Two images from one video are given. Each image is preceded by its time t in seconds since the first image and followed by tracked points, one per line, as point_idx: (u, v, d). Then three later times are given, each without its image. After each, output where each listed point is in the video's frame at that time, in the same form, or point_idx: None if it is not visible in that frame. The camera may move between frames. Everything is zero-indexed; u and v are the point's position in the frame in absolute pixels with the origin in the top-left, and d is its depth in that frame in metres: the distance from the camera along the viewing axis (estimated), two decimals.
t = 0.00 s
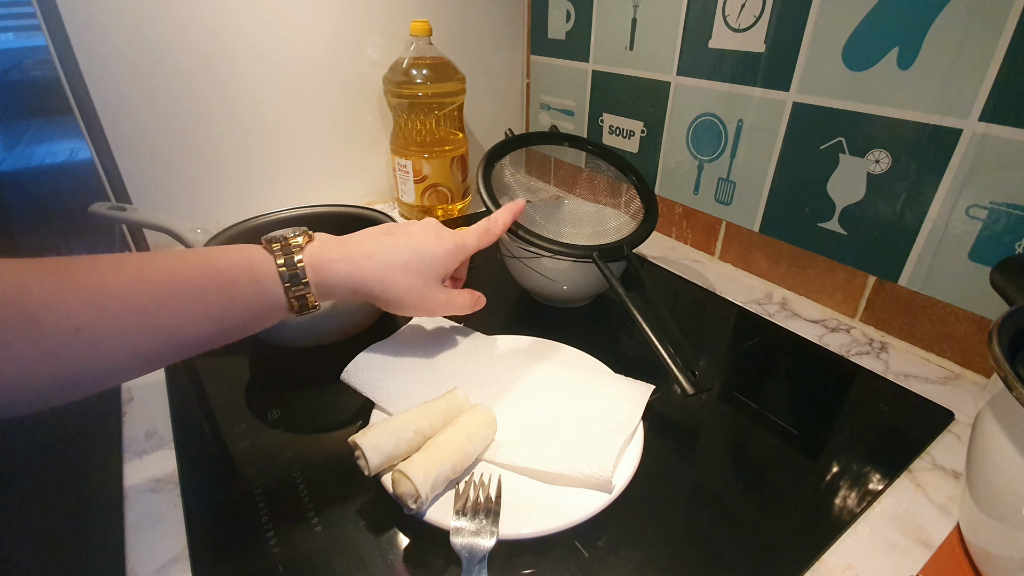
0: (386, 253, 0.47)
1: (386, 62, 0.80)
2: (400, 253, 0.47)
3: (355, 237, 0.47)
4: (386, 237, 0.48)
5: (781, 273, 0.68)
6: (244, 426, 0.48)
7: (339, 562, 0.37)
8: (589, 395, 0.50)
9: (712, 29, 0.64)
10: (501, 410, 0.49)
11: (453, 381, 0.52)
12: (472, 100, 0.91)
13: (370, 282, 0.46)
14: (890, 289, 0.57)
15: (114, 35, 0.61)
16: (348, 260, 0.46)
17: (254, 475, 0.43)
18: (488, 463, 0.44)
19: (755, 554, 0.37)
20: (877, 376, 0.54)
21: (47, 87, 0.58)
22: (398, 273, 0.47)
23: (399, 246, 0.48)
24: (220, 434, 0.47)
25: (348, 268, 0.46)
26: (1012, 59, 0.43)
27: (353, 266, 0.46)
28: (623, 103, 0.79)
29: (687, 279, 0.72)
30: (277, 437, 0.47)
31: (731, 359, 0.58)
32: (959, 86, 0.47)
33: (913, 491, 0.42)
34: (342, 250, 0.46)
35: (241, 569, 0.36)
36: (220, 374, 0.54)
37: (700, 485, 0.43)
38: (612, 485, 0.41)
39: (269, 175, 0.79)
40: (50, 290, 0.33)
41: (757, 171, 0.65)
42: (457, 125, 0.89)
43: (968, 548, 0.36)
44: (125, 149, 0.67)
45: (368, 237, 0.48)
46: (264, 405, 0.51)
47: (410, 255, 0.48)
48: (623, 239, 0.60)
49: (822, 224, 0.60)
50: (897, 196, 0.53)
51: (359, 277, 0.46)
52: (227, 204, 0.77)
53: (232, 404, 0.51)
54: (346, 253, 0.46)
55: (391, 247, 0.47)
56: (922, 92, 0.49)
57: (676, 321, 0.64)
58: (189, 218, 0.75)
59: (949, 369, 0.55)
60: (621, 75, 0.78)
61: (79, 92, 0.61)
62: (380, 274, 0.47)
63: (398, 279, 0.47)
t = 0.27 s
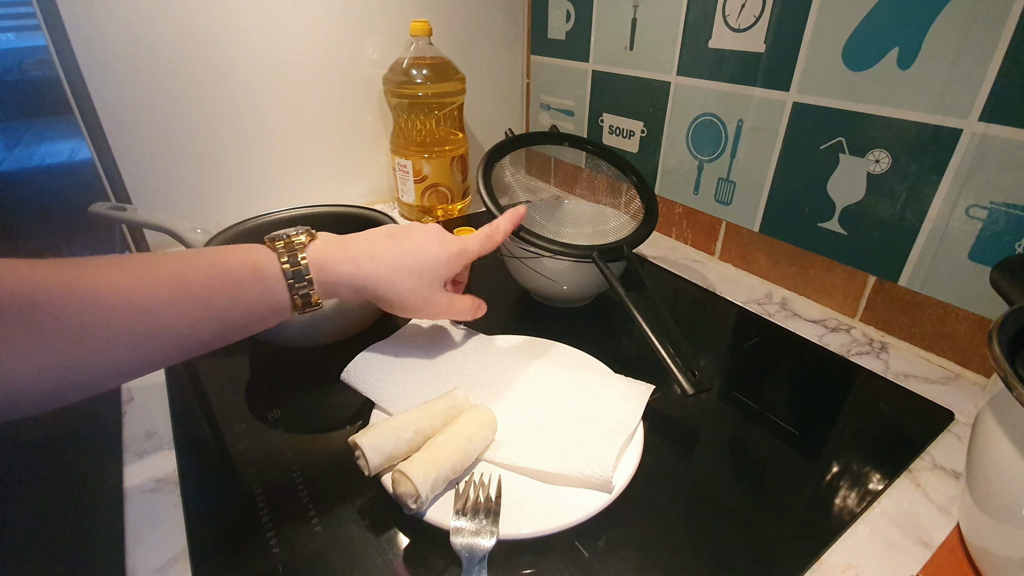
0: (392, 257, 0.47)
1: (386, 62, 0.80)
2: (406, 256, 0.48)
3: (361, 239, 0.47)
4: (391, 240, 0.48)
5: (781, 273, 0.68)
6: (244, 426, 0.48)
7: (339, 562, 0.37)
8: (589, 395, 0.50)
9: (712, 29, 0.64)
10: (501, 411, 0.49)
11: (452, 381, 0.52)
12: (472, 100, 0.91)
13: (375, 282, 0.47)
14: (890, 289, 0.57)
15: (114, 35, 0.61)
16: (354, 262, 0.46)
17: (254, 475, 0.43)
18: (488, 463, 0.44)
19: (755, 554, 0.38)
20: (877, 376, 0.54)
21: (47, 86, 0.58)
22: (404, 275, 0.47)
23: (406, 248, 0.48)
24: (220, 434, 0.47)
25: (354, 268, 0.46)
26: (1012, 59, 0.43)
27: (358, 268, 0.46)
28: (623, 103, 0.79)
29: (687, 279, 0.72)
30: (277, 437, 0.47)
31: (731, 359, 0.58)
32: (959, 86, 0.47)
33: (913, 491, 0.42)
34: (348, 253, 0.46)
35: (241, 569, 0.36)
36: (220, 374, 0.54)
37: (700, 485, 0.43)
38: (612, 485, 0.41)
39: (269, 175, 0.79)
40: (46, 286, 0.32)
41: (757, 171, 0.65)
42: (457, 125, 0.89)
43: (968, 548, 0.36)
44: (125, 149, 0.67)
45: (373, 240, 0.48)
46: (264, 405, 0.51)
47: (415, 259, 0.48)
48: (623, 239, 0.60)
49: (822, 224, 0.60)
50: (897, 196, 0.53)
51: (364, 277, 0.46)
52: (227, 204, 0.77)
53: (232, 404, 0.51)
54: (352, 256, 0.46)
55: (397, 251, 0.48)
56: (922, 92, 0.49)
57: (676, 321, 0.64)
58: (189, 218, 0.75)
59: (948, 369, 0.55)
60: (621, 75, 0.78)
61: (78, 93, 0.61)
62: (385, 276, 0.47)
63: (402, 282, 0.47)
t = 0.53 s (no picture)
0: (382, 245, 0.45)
1: (386, 62, 0.80)
2: (397, 248, 0.46)
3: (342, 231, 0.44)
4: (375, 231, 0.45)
5: (781, 273, 0.68)
6: (244, 425, 0.48)
7: (339, 562, 0.37)
8: (589, 395, 0.50)
9: (712, 29, 0.64)
10: (501, 411, 0.49)
11: (452, 381, 0.52)
12: (472, 100, 0.91)
13: (360, 277, 0.44)
14: (890, 289, 0.57)
15: (114, 35, 0.61)
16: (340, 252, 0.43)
17: (254, 475, 0.43)
18: (488, 463, 0.44)
19: (755, 554, 0.38)
20: (877, 376, 0.54)
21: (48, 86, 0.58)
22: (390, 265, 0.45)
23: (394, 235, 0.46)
24: (220, 434, 0.47)
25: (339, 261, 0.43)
26: (1012, 59, 0.43)
27: (341, 260, 0.43)
28: (623, 103, 0.79)
29: (688, 280, 0.72)
30: (277, 437, 0.47)
31: (731, 359, 0.58)
32: (959, 87, 0.47)
33: (913, 491, 0.42)
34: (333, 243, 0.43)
35: (241, 569, 0.36)
36: (220, 374, 0.54)
37: (700, 485, 0.43)
38: (612, 485, 0.41)
39: (268, 175, 0.79)
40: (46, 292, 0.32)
41: (757, 171, 0.65)
42: (457, 125, 0.89)
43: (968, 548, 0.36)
44: (124, 148, 0.67)
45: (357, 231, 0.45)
46: (264, 405, 0.51)
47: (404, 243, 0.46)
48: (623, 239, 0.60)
49: (822, 224, 0.60)
50: (897, 196, 0.53)
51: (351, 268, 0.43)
52: (226, 204, 0.77)
53: (232, 404, 0.51)
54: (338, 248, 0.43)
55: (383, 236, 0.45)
56: (923, 92, 0.49)
57: (676, 321, 0.64)
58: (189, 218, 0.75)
59: (949, 369, 0.55)
60: (621, 75, 0.78)
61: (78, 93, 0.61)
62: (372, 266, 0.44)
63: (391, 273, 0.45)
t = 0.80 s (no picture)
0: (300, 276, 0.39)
1: (387, 62, 0.80)
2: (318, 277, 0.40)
3: (265, 252, 0.39)
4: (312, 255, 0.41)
5: (781, 273, 0.68)
6: (244, 425, 0.48)
7: (340, 562, 0.37)
8: (589, 396, 0.50)
9: (712, 29, 0.64)
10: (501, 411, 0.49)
11: (452, 381, 0.52)
12: (472, 100, 0.91)
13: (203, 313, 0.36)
14: (890, 289, 0.57)
15: (114, 36, 0.61)
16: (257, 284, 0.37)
17: (254, 475, 0.43)
18: (488, 463, 0.44)
19: (754, 553, 0.38)
20: (877, 376, 0.54)
21: (49, 87, 0.56)
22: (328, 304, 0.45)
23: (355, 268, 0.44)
24: (220, 434, 0.47)
25: (243, 292, 0.37)
26: (1012, 59, 0.43)
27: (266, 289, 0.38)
28: (623, 102, 0.79)
29: (688, 279, 0.72)
30: (277, 436, 0.47)
31: (731, 359, 0.58)
32: (958, 87, 0.47)
33: (913, 491, 0.42)
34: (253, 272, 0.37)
35: (241, 569, 0.36)
36: (220, 373, 0.54)
37: (700, 485, 0.43)
38: (612, 485, 0.41)
39: (269, 175, 0.79)
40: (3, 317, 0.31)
41: (757, 171, 0.65)
42: (457, 125, 0.89)
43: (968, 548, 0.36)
44: (125, 149, 0.67)
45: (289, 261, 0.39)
46: (265, 404, 0.51)
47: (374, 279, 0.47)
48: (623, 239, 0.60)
49: (822, 224, 0.60)
50: (897, 196, 0.53)
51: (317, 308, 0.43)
52: (227, 204, 0.77)
53: (232, 403, 0.51)
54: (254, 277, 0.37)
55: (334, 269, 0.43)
56: (922, 92, 0.49)
57: (676, 320, 0.64)
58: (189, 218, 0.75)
59: (948, 369, 0.55)
60: (621, 75, 0.78)
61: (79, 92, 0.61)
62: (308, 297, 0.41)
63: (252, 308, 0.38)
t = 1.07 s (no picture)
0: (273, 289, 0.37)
1: (386, 62, 0.80)
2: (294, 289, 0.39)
3: (239, 263, 0.37)
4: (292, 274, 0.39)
5: (781, 273, 0.68)
6: (244, 425, 0.48)
7: (339, 562, 0.37)
8: (589, 396, 0.50)
9: (712, 29, 0.64)
10: (501, 411, 0.49)
11: (452, 381, 0.52)
12: (472, 100, 0.91)
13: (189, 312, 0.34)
14: (890, 289, 0.57)
15: (114, 36, 0.61)
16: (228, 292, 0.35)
17: (254, 475, 0.43)
18: (488, 463, 0.44)
19: (754, 554, 0.38)
20: (877, 376, 0.54)
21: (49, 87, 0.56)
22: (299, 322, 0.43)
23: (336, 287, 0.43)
24: (220, 434, 0.47)
25: (209, 301, 0.34)
26: (1011, 59, 0.43)
27: (236, 298, 0.35)
28: (623, 102, 0.79)
29: (688, 279, 0.73)
30: (277, 436, 0.47)
31: (731, 359, 0.58)
32: (959, 87, 0.47)
33: (913, 491, 0.42)
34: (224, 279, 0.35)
35: (241, 569, 0.36)
36: (220, 373, 0.54)
37: (700, 485, 0.43)
38: (612, 485, 0.41)
39: (269, 175, 0.79)
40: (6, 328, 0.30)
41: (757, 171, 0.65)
42: (457, 125, 0.89)
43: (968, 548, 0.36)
44: (125, 149, 0.67)
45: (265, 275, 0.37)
46: (265, 404, 0.51)
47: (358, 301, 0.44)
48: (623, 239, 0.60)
49: (822, 224, 0.60)
50: (897, 196, 0.53)
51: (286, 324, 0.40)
52: (227, 204, 0.77)
53: (232, 403, 0.51)
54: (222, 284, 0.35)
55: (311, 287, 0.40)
56: (923, 91, 0.49)
57: (676, 321, 0.64)
58: (189, 218, 0.75)
59: (948, 369, 0.55)
60: (621, 75, 0.78)
61: (79, 93, 0.61)
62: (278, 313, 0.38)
63: (218, 318, 0.35)
